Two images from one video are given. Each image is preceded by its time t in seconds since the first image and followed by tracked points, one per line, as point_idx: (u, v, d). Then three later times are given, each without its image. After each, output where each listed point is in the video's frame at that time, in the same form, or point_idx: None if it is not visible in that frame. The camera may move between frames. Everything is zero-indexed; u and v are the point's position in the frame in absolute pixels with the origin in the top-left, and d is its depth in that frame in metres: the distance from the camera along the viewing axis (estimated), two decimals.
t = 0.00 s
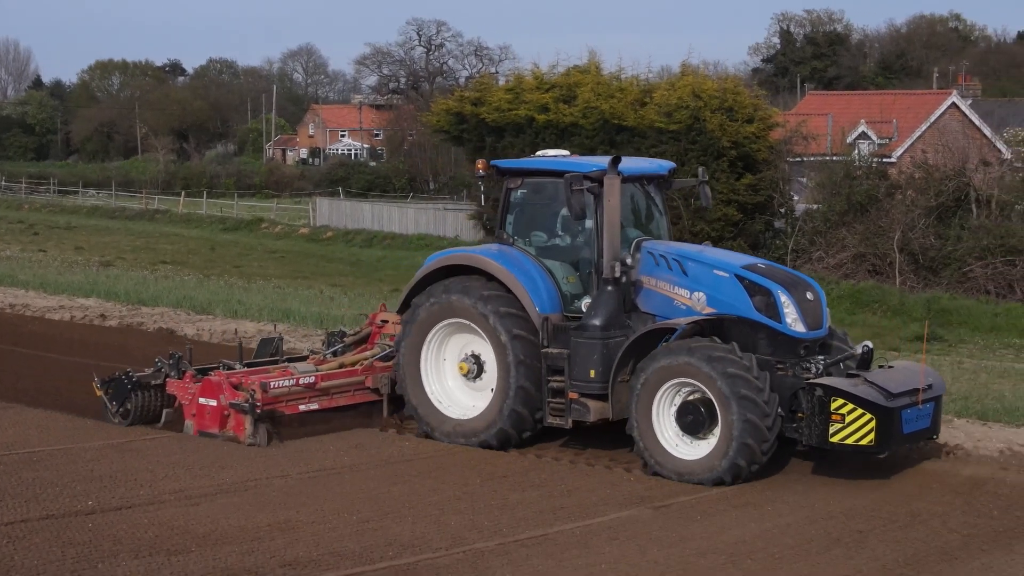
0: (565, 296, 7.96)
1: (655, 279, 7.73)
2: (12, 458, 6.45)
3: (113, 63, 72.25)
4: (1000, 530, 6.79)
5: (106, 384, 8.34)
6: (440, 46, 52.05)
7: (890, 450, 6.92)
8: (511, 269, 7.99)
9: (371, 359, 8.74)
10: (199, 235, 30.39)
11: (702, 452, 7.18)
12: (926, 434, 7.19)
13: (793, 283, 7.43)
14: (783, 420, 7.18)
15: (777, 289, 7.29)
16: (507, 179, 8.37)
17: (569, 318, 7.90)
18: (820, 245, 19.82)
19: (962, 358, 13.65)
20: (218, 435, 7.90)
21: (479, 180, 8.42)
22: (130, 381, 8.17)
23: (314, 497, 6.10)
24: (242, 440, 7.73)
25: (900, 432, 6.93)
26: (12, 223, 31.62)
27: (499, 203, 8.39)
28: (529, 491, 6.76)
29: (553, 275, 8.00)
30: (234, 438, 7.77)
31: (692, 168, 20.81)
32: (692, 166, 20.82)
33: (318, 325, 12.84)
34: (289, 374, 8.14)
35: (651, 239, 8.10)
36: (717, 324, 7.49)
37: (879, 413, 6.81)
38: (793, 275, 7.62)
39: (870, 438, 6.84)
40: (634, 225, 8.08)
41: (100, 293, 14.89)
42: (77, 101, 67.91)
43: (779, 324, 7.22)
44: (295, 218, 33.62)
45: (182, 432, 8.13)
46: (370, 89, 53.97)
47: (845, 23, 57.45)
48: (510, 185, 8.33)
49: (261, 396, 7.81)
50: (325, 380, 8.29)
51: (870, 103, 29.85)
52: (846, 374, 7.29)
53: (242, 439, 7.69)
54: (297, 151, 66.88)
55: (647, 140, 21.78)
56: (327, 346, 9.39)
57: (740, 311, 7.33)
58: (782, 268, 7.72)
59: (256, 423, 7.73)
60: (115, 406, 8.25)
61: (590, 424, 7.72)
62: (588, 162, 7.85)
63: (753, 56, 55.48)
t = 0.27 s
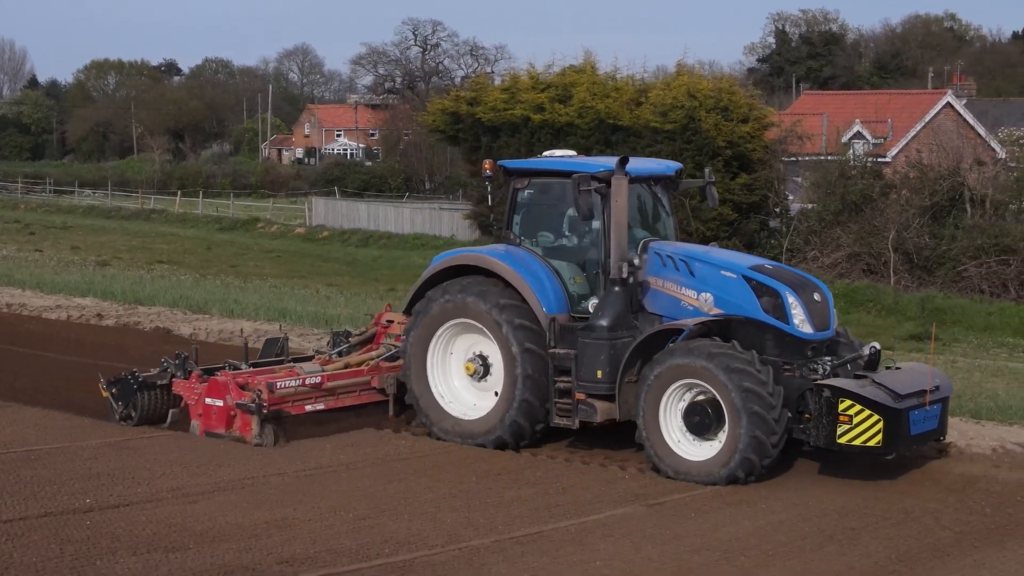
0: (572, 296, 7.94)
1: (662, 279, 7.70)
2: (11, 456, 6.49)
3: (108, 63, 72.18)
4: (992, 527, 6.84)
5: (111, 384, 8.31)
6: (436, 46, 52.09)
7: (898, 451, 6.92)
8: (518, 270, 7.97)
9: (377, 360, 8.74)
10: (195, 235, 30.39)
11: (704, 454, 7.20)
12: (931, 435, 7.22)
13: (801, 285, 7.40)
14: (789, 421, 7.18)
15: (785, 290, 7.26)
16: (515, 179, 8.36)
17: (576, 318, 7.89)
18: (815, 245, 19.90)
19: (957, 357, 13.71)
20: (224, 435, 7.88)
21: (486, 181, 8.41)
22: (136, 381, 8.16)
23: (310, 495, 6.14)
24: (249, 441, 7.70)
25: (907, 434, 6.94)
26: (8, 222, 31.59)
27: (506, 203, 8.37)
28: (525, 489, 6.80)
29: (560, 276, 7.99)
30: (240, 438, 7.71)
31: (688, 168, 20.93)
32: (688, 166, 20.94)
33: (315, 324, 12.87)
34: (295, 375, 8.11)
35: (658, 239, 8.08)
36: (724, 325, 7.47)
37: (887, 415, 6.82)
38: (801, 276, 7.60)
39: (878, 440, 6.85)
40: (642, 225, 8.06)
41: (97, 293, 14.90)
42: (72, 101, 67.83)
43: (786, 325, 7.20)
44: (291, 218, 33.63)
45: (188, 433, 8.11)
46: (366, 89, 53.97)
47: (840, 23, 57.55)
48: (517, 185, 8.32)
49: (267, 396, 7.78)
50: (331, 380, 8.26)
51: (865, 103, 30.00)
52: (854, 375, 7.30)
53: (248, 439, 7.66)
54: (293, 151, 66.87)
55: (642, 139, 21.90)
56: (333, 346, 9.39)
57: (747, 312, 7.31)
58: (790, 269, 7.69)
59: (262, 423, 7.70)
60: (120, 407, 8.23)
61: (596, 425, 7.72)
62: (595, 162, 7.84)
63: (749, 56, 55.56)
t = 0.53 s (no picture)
0: (579, 297, 7.96)
1: (670, 280, 7.71)
2: (8, 454, 6.53)
3: (103, 63, 72.10)
4: (984, 524, 6.90)
5: (119, 384, 8.30)
6: (431, 47, 52.15)
7: (906, 452, 6.90)
8: (526, 270, 7.99)
9: (383, 360, 8.74)
10: (190, 235, 30.39)
11: (704, 456, 7.25)
12: (940, 436, 7.19)
13: (808, 285, 7.44)
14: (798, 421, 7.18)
15: (793, 291, 7.29)
16: (522, 180, 8.35)
17: (584, 319, 7.91)
18: (809, 245, 20.01)
19: (949, 357, 13.78)
20: (231, 435, 7.91)
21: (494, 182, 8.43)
22: (143, 380, 8.16)
23: (306, 492, 6.18)
24: (256, 441, 7.74)
25: (917, 434, 6.92)
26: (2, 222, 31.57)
27: (514, 204, 8.40)
28: (520, 486, 6.85)
29: (567, 277, 8.01)
30: (247, 439, 7.73)
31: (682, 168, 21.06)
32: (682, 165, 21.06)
33: (311, 324, 12.91)
34: (302, 375, 8.15)
35: (665, 240, 8.10)
36: (732, 326, 7.49)
37: (896, 415, 6.81)
38: (808, 277, 7.63)
39: (886, 440, 6.84)
40: (649, 226, 8.08)
41: (92, 293, 14.92)
42: (67, 101, 67.74)
43: (795, 326, 7.22)
44: (286, 218, 33.64)
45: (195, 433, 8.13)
46: (361, 89, 53.96)
47: (834, 23, 57.70)
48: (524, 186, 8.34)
49: (275, 396, 7.81)
50: (337, 380, 8.30)
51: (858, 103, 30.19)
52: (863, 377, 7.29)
53: (256, 440, 7.70)
54: (288, 151, 66.87)
55: (637, 140, 22.03)
56: (337, 345, 9.41)
57: (755, 313, 7.33)
58: (798, 270, 7.71)
59: (270, 423, 7.74)
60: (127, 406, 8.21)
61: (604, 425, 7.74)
62: (603, 163, 7.86)
63: (743, 56, 55.66)
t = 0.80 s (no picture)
0: (586, 298, 7.94)
1: (676, 281, 7.66)
2: (5, 454, 6.56)
3: (98, 64, 72.05)
4: (975, 521, 6.95)
5: (125, 385, 8.30)
6: (425, 47, 52.23)
7: (914, 452, 6.84)
8: (533, 271, 7.98)
9: (389, 361, 8.75)
10: (185, 235, 30.41)
11: (704, 454, 7.27)
12: (949, 437, 7.13)
13: (816, 286, 7.39)
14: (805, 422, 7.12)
15: (801, 291, 7.25)
16: (529, 180, 8.38)
17: (591, 319, 7.88)
18: (803, 245, 20.08)
19: (942, 356, 13.86)
20: (238, 436, 7.86)
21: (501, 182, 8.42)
22: (149, 381, 8.16)
23: (302, 491, 6.21)
24: (262, 442, 7.70)
25: (925, 435, 6.86)
26: None
27: (520, 204, 8.39)
28: (515, 485, 6.89)
29: (574, 277, 8.00)
30: (254, 440, 7.72)
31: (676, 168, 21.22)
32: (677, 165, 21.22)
33: (307, 323, 12.95)
34: (309, 376, 8.10)
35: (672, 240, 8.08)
36: (740, 326, 7.43)
37: (904, 416, 6.74)
38: (816, 278, 7.58)
39: (895, 441, 6.77)
40: (656, 226, 8.07)
41: (88, 293, 14.94)
42: (62, 101, 67.70)
43: (802, 327, 7.18)
44: (281, 218, 33.67)
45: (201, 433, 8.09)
46: (355, 90, 53.98)
47: (828, 24, 57.87)
48: (531, 187, 8.35)
49: (281, 397, 7.77)
50: (344, 381, 8.25)
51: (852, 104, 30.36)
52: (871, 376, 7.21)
53: (262, 440, 7.66)
54: (283, 151, 66.88)
55: (631, 140, 22.12)
56: (344, 346, 9.42)
57: (763, 313, 7.28)
58: (805, 271, 7.67)
59: (276, 424, 7.69)
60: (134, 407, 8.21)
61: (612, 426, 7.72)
62: (610, 164, 7.86)
63: (738, 56, 55.81)
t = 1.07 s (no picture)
0: (591, 298, 7.94)
1: (682, 281, 7.68)
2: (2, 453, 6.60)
3: (93, 64, 71.97)
4: (966, 519, 7.00)
5: (129, 386, 8.31)
6: (420, 48, 52.29)
7: (920, 452, 6.90)
8: (538, 272, 7.98)
9: (394, 360, 8.76)
10: (180, 236, 30.42)
11: (704, 449, 7.33)
12: (955, 437, 7.17)
13: (822, 286, 7.39)
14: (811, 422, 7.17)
15: (807, 292, 7.23)
16: (533, 181, 8.38)
17: (596, 320, 7.89)
18: (796, 245, 20.14)
19: (935, 355, 13.93)
20: (243, 437, 7.87)
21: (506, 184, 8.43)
22: (154, 383, 8.17)
23: (297, 489, 6.25)
24: (267, 442, 7.71)
25: (930, 435, 6.92)
26: None
27: (525, 206, 8.40)
28: (509, 483, 6.94)
29: (579, 277, 8.00)
30: (260, 441, 7.75)
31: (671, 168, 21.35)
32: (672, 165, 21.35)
33: (302, 323, 12.99)
34: (314, 376, 8.12)
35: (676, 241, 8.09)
36: (744, 327, 7.44)
37: (909, 416, 6.79)
38: (821, 278, 7.58)
39: (901, 441, 6.82)
40: (661, 227, 8.08)
41: (83, 293, 14.95)
42: (57, 102, 67.63)
43: (808, 327, 7.16)
44: (276, 219, 33.70)
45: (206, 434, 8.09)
46: (350, 90, 53.98)
47: (822, 24, 58.00)
48: (535, 188, 8.35)
49: (286, 398, 7.78)
50: (349, 382, 8.27)
51: (845, 104, 30.49)
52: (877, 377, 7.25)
53: (268, 441, 7.66)
54: (278, 151, 66.86)
55: (625, 141, 22.19)
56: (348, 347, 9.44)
57: (769, 314, 7.26)
58: (810, 271, 7.66)
59: (281, 425, 7.69)
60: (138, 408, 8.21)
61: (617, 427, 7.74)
62: (616, 165, 7.86)
63: (733, 56, 55.91)
